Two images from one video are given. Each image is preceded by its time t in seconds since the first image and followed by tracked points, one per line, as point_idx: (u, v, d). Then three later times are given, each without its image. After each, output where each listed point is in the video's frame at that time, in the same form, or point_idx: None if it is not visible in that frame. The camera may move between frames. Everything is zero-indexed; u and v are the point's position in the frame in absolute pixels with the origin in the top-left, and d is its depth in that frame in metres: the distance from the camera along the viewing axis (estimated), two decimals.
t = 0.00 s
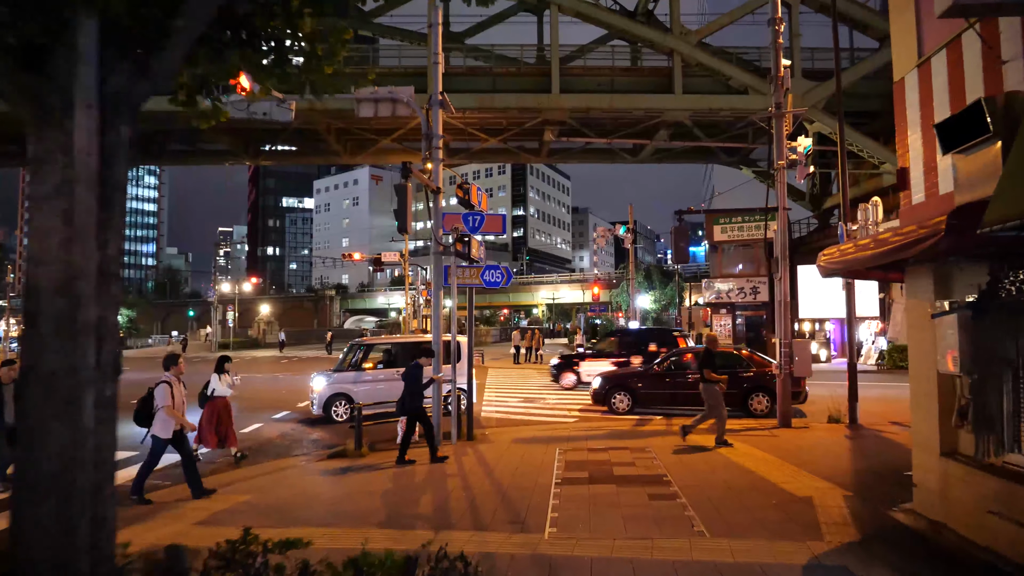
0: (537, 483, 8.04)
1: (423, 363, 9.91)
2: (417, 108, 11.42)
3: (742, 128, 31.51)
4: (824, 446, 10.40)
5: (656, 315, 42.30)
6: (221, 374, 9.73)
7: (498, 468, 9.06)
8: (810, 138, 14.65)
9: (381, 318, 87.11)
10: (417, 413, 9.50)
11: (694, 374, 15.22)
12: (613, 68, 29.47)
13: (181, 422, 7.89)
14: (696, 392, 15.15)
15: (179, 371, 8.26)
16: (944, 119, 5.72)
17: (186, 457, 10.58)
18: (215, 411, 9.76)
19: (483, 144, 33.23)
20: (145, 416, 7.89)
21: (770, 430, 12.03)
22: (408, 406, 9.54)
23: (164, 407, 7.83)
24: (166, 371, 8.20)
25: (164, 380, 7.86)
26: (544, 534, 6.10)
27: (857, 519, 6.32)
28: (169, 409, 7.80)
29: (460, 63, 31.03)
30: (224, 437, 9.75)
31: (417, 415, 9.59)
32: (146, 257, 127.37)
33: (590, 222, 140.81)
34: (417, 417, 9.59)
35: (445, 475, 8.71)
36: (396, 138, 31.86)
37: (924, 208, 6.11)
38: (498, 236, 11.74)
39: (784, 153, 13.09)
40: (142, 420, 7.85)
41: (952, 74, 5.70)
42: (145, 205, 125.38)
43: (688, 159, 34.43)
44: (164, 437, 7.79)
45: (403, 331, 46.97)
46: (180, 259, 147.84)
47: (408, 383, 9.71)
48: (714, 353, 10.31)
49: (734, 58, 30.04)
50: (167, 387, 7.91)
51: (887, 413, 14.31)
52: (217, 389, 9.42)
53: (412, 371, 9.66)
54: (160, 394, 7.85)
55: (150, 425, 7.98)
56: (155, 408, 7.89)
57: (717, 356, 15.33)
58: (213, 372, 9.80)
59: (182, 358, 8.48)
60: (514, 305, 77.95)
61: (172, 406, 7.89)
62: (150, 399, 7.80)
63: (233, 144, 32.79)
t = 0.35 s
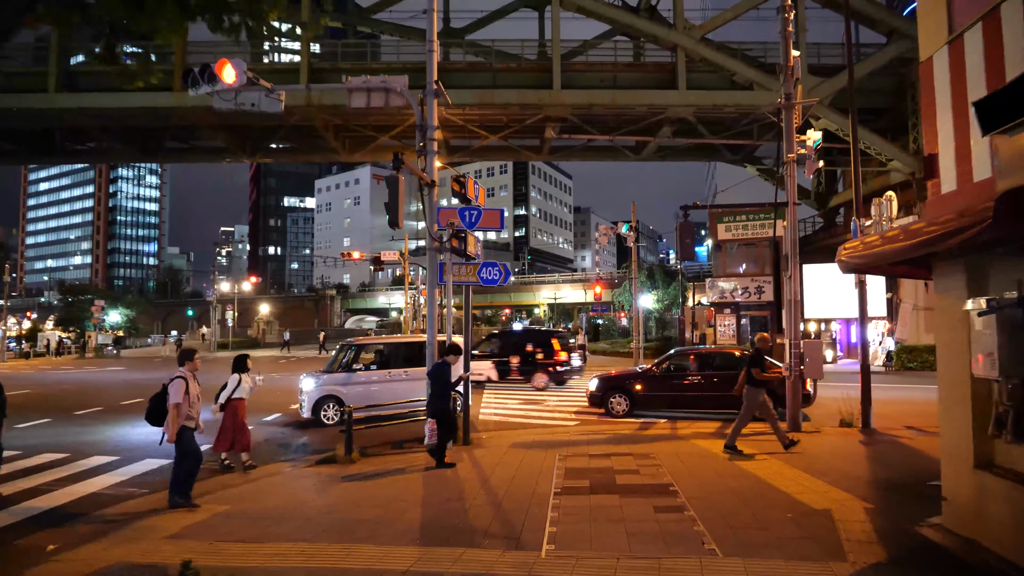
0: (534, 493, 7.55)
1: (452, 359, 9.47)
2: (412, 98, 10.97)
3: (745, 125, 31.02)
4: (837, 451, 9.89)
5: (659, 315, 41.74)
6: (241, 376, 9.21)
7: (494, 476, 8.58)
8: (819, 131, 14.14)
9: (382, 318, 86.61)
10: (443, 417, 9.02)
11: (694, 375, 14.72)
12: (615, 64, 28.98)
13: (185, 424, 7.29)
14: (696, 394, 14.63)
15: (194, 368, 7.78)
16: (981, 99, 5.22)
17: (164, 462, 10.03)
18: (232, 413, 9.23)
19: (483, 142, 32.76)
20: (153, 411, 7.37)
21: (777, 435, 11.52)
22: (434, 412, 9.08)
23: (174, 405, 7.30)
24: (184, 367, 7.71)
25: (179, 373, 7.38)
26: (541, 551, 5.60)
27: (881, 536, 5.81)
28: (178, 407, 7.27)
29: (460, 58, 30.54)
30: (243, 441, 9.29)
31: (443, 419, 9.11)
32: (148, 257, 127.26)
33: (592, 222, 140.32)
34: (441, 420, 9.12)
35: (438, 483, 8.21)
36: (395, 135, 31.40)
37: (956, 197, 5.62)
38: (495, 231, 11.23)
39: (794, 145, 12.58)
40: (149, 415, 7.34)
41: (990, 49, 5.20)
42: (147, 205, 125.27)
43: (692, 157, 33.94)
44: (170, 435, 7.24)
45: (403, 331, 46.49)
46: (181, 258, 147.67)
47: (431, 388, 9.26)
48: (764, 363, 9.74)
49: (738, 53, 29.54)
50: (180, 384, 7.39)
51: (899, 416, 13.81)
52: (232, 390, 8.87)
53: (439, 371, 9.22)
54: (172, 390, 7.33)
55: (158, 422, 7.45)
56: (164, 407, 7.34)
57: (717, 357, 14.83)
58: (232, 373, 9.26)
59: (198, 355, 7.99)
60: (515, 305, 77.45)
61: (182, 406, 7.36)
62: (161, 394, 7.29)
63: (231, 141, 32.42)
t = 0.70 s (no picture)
0: (531, 505, 7.05)
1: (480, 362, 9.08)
2: (402, 88, 10.46)
3: (748, 121, 30.52)
4: (850, 459, 9.37)
5: (660, 315, 41.14)
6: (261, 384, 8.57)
7: (488, 486, 8.09)
8: (826, 124, 13.63)
9: (381, 318, 85.94)
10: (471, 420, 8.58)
11: (693, 377, 14.23)
12: (614, 59, 28.46)
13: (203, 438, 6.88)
14: (695, 397, 14.12)
15: (202, 375, 7.25)
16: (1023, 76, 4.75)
17: (142, 471, 9.52)
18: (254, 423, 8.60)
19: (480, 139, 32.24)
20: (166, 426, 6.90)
21: (785, 440, 11.01)
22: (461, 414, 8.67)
23: (188, 419, 6.85)
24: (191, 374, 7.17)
25: (189, 386, 6.85)
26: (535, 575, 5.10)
27: (908, 557, 5.30)
28: (194, 421, 6.84)
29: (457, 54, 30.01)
30: (263, 453, 8.59)
31: (471, 423, 8.69)
32: (146, 258, 126.74)
33: (591, 221, 139.73)
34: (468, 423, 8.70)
35: (428, 496, 7.70)
36: (390, 133, 30.90)
37: (991, 186, 5.16)
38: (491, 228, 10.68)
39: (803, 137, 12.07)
40: (161, 430, 6.87)
41: None
42: (145, 205, 124.76)
43: (693, 154, 33.42)
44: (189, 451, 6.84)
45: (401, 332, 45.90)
46: (180, 259, 147.12)
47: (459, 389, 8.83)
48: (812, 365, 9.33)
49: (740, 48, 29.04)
50: (192, 396, 6.89)
51: (912, 419, 13.27)
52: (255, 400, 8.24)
53: (466, 372, 8.83)
54: (183, 403, 6.84)
55: (171, 435, 7.00)
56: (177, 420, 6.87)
57: (716, 358, 14.34)
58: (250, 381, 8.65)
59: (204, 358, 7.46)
60: (515, 305, 76.76)
61: (197, 418, 6.92)
62: (172, 408, 6.79)
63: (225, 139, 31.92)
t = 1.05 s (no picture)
0: (525, 517, 6.59)
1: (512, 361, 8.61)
2: (392, 76, 10.00)
3: (751, 119, 30.06)
4: (864, 467, 8.87)
5: (662, 316, 40.65)
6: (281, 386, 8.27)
7: (481, 495, 7.64)
8: (834, 117, 13.14)
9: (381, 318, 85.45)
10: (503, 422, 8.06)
11: (693, 379, 13.77)
12: (616, 55, 27.99)
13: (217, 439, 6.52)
14: (694, 399, 13.65)
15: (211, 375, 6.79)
16: None
17: (120, 476, 9.08)
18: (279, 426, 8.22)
19: (480, 137, 31.81)
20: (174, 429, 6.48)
21: (793, 446, 10.51)
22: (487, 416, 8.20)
23: (202, 420, 6.47)
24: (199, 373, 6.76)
25: (200, 386, 6.44)
26: None
27: None
28: (208, 422, 6.46)
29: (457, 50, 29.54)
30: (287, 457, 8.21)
31: (503, 426, 8.17)
32: (147, 258, 126.52)
33: (593, 222, 139.27)
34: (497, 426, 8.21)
35: (415, 506, 7.22)
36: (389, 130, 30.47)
37: None
38: (485, 222, 10.18)
39: (811, 129, 11.59)
40: (170, 435, 6.45)
41: None
42: (146, 205, 124.56)
43: (695, 152, 32.95)
44: (203, 454, 6.45)
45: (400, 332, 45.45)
46: (181, 259, 146.84)
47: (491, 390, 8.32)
48: (879, 370, 8.61)
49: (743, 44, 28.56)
50: (202, 396, 6.48)
51: (925, 424, 12.78)
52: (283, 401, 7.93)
53: (498, 372, 8.36)
54: (195, 404, 6.44)
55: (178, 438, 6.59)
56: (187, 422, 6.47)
57: (717, 360, 13.85)
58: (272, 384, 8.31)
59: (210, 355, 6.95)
60: (515, 305, 76.37)
61: (209, 419, 6.53)
62: (182, 410, 6.39)
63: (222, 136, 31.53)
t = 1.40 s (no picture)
0: (524, 533, 6.12)
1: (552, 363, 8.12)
2: (387, 64, 9.50)
3: (759, 116, 29.56)
4: (883, 478, 8.37)
5: (667, 316, 40.08)
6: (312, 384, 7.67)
7: (477, 507, 7.17)
8: (849, 110, 12.50)
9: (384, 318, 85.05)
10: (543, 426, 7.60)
11: (696, 382, 13.28)
12: (621, 50, 27.45)
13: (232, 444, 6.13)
14: (698, 403, 13.16)
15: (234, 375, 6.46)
16: None
17: (98, 482, 8.63)
18: (308, 428, 7.80)
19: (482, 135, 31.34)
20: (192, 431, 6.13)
21: (806, 453, 10.01)
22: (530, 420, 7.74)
23: (220, 423, 6.09)
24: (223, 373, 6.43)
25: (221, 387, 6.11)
26: None
27: None
28: (226, 425, 6.09)
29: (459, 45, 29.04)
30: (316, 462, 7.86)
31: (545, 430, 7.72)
32: (151, 257, 126.36)
33: (596, 222, 138.71)
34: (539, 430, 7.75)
35: (406, 519, 6.76)
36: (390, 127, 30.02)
37: None
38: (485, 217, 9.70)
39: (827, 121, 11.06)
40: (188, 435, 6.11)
41: None
42: (149, 204, 124.39)
43: (701, 149, 32.43)
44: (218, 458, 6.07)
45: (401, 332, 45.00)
46: (184, 258, 146.70)
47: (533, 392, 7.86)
48: (963, 375, 7.76)
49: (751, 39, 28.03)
50: (224, 397, 6.13)
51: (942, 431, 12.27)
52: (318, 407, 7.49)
53: (537, 375, 7.84)
54: (215, 404, 6.08)
55: (196, 440, 6.24)
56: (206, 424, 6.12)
57: (721, 362, 13.34)
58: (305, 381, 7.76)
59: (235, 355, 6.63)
60: (518, 305, 75.89)
61: (228, 422, 6.16)
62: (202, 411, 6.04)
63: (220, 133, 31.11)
